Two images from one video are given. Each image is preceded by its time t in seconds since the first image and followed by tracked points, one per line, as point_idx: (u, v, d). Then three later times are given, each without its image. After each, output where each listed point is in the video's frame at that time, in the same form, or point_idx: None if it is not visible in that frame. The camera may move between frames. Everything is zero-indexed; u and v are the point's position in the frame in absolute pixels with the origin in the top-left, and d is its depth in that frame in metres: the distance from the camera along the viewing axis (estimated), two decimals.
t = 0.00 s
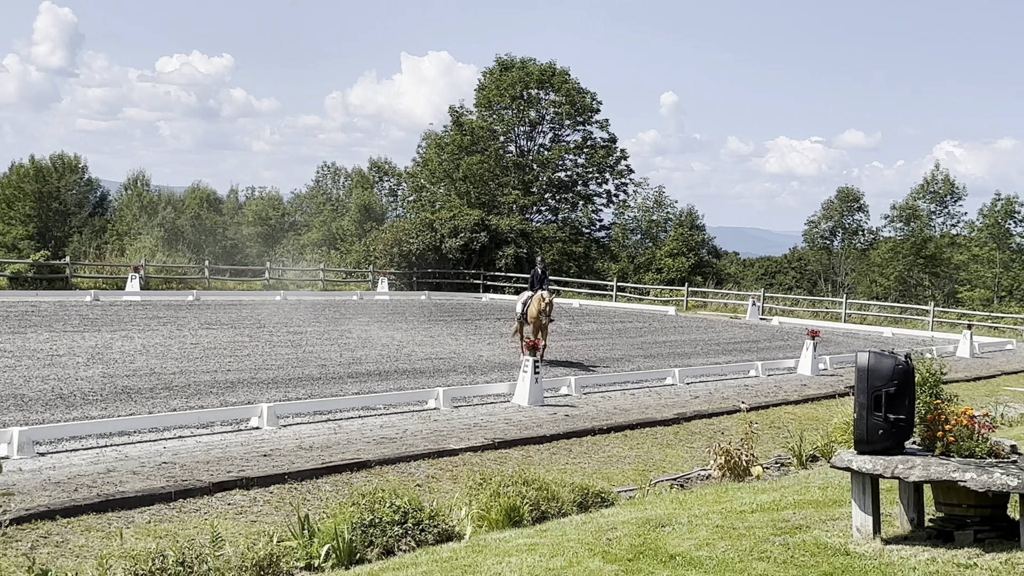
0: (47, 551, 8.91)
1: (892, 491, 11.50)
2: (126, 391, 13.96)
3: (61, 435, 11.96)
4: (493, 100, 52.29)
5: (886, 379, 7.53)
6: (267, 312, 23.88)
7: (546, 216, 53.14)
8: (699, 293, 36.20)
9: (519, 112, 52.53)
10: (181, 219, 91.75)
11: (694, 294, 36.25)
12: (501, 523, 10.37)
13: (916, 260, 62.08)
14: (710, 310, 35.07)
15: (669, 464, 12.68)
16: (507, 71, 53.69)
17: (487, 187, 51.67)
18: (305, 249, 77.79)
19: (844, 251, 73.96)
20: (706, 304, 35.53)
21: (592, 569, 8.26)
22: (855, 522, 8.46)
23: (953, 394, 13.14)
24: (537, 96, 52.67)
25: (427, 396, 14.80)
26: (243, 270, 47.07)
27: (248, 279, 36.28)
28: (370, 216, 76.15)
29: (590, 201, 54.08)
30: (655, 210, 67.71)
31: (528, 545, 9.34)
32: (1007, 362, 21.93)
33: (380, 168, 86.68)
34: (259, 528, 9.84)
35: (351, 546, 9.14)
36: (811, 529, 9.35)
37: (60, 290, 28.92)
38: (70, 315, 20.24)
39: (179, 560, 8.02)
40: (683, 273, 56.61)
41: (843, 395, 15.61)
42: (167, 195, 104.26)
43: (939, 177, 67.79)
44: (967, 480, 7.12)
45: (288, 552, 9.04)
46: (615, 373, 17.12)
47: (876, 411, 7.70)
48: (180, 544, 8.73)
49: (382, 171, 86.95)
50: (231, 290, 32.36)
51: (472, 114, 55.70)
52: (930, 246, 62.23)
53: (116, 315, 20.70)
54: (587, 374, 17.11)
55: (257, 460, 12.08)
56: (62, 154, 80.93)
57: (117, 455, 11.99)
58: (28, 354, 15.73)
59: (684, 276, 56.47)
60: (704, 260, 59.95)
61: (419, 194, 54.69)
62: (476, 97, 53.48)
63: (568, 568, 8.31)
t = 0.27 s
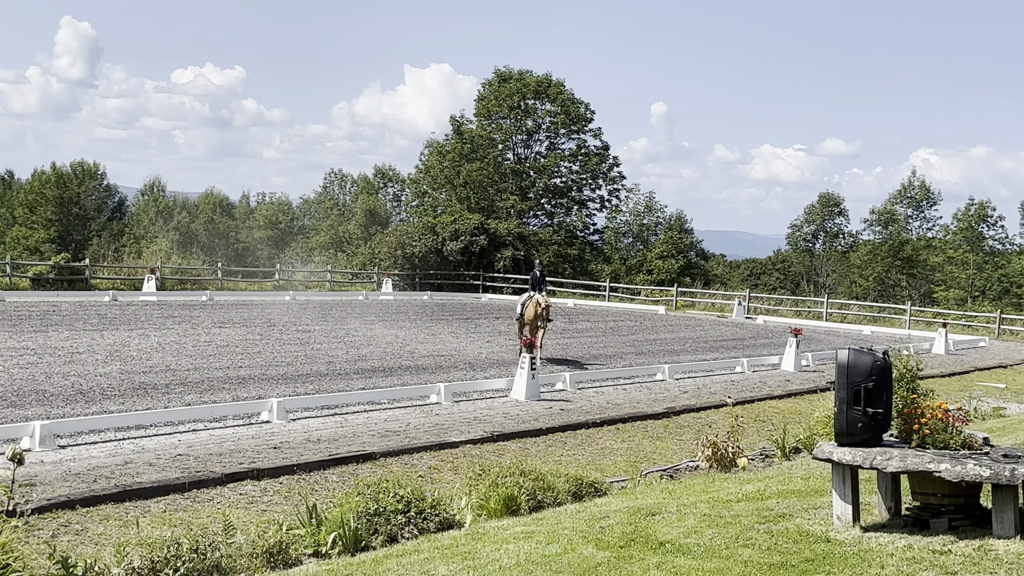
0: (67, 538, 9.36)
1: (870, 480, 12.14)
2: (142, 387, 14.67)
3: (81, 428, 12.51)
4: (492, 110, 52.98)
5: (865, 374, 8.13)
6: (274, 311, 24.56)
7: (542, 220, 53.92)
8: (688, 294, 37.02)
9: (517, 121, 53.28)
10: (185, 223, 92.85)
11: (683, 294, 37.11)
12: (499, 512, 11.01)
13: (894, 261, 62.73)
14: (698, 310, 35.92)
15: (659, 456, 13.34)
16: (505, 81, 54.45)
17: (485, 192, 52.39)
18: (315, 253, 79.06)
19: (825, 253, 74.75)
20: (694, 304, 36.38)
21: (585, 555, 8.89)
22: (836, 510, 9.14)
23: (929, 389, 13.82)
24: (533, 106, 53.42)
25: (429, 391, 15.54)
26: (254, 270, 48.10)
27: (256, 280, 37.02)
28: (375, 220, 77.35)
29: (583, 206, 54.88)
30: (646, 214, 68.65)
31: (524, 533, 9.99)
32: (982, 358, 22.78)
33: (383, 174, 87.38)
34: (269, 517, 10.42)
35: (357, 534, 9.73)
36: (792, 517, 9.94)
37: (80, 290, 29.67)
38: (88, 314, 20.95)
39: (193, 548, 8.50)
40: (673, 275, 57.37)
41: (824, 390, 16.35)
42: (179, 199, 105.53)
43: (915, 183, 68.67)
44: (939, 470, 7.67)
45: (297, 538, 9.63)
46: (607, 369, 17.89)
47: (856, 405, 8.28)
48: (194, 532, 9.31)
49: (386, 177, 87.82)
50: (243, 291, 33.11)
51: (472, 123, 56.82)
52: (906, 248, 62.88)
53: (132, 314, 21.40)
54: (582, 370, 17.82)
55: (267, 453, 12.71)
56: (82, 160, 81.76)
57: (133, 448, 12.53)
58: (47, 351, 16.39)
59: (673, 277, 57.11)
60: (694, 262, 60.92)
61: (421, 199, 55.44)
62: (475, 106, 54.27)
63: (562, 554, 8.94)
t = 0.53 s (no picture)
0: (67, 537, 9.46)
1: (865, 478, 12.24)
2: (142, 387, 14.78)
3: (82, 427, 12.61)
4: (489, 112, 53.16)
5: (859, 374, 8.24)
6: (272, 311, 24.70)
7: (540, 221, 54.04)
8: (683, 294, 37.18)
9: (515, 123, 53.43)
10: (184, 224, 93.12)
11: (678, 295, 37.26)
12: (496, 511, 11.12)
13: (888, 263, 62.94)
14: (694, 310, 36.04)
15: (656, 455, 13.46)
16: (503, 84, 54.63)
17: (482, 194, 52.52)
18: (314, 254, 79.21)
19: (821, 254, 74.90)
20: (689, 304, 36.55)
21: (582, 553, 9.00)
22: (831, 509, 9.25)
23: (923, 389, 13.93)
24: (531, 108, 53.63)
25: (427, 391, 15.66)
26: (255, 270, 48.31)
27: (255, 281, 37.17)
28: (374, 222, 77.24)
29: (580, 207, 55.00)
30: (643, 215, 68.78)
31: (521, 532, 10.10)
32: (975, 358, 22.93)
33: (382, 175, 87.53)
34: (268, 516, 10.52)
35: (355, 533, 9.83)
36: (788, 515, 10.04)
37: (80, 291, 29.83)
38: (89, 315, 21.06)
39: (193, 547, 8.60)
40: (670, 276, 57.50)
41: (819, 390, 16.48)
42: (179, 200, 105.61)
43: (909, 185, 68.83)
44: (934, 470, 7.77)
45: (295, 537, 9.74)
46: (604, 369, 18.00)
47: (850, 405, 8.39)
48: (194, 530, 9.40)
49: (385, 179, 87.93)
50: (244, 291, 33.20)
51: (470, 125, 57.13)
52: (901, 248, 62.84)
53: (132, 314, 21.53)
54: (579, 370, 17.94)
55: (267, 452, 12.81)
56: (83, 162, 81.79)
57: (134, 447, 12.63)
58: (48, 352, 16.49)
59: (670, 277, 57.20)
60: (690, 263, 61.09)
61: (420, 200, 55.56)
62: (472, 108, 54.51)
63: (559, 553, 9.05)
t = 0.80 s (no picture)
0: (65, 538, 9.45)
1: (863, 479, 12.25)
2: (141, 388, 14.78)
3: (80, 429, 12.61)
4: (487, 113, 53.18)
5: (857, 375, 8.24)
6: (270, 312, 24.71)
7: (538, 222, 54.05)
8: (681, 295, 37.19)
9: (513, 124, 53.44)
10: (182, 225, 93.17)
11: (677, 296, 37.26)
12: (494, 512, 11.11)
13: (886, 263, 62.62)
14: (692, 311, 36.03)
15: (654, 456, 13.45)
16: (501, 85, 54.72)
17: (480, 194, 52.54)
18: (311, 255, 79.32)
19: (819, 255, 74.92)
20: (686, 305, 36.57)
21: (580, 554, 9.00)
22: (828, 510, 9.26)
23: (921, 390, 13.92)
24: (529, 109, 53.68)
25: (424, 392, 15.66)
26: (253, 272, 48.38)
27: (253, 283, 37.20)
28: (372, 222, 77.18)
29: (578, 208, 55.01)
30: (641, 216, 68.83)
31: (519, 533, 10.10)
32: (973, 359, 22.93)
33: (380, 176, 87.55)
34: (266, 517, 10.50)
35: (353, 534, 9.82)
36: (786, 516, 10.05)
37: (78, 292, 29.84)
38: (87, 316, 21.06)
39: (191, 548, 8.57)
40: (668, 277, 57.51)
41: (817, 391, 16.49)
42: (177, 202, 105.61)
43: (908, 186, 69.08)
44: (932, 470, 7.76)
45: (293, 538, 9.73)
46: (601, 370, 18.01)
47: (848, 406, 8.39)
48: (192, 532, 9.38)
49: (383, 179, 87.92)
50: (242, 292, 33.19)
51: (468, 127, 57.17)
52: (899, 249, 62.68)
53: (130, 315, 21.53)
54: (577, 371, 17.95)
55: (265, 453, 12.81)
56: (81, 163, 81.76)
57: (132, 448, 12.63)
58: (47, 353, 16.50)
59: (668, 278, 57.23)
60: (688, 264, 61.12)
61: (418, 201, 55.57)
62: (471, 109, 54.51)
63: (557, 554, 9.05)
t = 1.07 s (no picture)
0: (63, 539, 9.44)
1: (862, 481, 12.25)
2: (139, 390, 14.78)
3: (77, 430, 12.59)
4: (485, 114, 53.16)
5: (855, 377, 8.24)
6: (267, 314, 24.71)
7: (536, 224, 54.06)
8: (679, 297, 37.20)
9: (511, 126, 53.45)
10: (180, 226, 93.15)
11: (675, 298, 37.26)
12: (493, 514, 11.10)
13: (884, 265, 62.47)
14: (690, 313, 36.04)
15: (652, 457, 13.45)
16: (499, 86, 54.70)
17: (479, 196, 52.55)
18: (309, 257, 79.36)
19: (817, 257, 74.94)
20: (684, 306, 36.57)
21: (579, 556, 9.00)
22: (827, 512, 9.28)
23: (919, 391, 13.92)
24: (527, 111, 53.72)
25: (423, 394, 15.67)
26: (252, 273, 48.38)
27: (251, 284, 37.17)
28: (371, 224, 77.20)
29: (577, 210, 55.03)
30: (639, 218, 68.84)
31: (518, 535, 10.09)
32: (970, 361, 22.94)
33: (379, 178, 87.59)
34: (264, 519, 10.49)
35: (351, 536, 9.81)
36: (784, 518, 10.05)
37: (76, 294, 29.80)
38: (85, 317, 21.04)
39: (189, 549, 8.56)
40: (666, 279, 57.53)
41: (815, 393, 16.50)
42: (176, 203, 105.62)
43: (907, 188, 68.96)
44: (931, 472, 7.76)
45: (291, 540, 9.73)
46: (600, 372, 18.01)
47: (846, 408, 8.40)
48: (190, 533, 9.37)
49: (382, 181, 87.95)
50: (240, 294, 33.17)
51: (466, 128, 57.19)
52: (897, 251, 62.53)
53: (128, 317, 21.52)
54: (576, 373, 17.95)
55: (263, 455, 12.80)
56: (79, 164, 81.79)
57: (130, 450, 12.61)
58: (45, 354, 16.49)
59: (667, 280, 57.27)
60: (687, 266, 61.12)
61: (416, 202, 55.56)
62: (469, 111, 54.51)
63: (555, 556, 9.04)
